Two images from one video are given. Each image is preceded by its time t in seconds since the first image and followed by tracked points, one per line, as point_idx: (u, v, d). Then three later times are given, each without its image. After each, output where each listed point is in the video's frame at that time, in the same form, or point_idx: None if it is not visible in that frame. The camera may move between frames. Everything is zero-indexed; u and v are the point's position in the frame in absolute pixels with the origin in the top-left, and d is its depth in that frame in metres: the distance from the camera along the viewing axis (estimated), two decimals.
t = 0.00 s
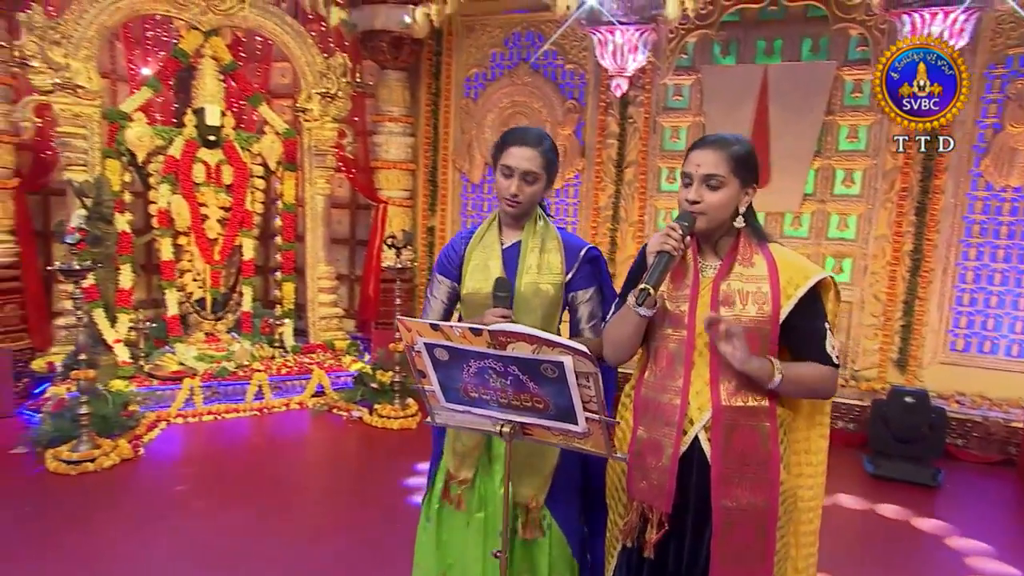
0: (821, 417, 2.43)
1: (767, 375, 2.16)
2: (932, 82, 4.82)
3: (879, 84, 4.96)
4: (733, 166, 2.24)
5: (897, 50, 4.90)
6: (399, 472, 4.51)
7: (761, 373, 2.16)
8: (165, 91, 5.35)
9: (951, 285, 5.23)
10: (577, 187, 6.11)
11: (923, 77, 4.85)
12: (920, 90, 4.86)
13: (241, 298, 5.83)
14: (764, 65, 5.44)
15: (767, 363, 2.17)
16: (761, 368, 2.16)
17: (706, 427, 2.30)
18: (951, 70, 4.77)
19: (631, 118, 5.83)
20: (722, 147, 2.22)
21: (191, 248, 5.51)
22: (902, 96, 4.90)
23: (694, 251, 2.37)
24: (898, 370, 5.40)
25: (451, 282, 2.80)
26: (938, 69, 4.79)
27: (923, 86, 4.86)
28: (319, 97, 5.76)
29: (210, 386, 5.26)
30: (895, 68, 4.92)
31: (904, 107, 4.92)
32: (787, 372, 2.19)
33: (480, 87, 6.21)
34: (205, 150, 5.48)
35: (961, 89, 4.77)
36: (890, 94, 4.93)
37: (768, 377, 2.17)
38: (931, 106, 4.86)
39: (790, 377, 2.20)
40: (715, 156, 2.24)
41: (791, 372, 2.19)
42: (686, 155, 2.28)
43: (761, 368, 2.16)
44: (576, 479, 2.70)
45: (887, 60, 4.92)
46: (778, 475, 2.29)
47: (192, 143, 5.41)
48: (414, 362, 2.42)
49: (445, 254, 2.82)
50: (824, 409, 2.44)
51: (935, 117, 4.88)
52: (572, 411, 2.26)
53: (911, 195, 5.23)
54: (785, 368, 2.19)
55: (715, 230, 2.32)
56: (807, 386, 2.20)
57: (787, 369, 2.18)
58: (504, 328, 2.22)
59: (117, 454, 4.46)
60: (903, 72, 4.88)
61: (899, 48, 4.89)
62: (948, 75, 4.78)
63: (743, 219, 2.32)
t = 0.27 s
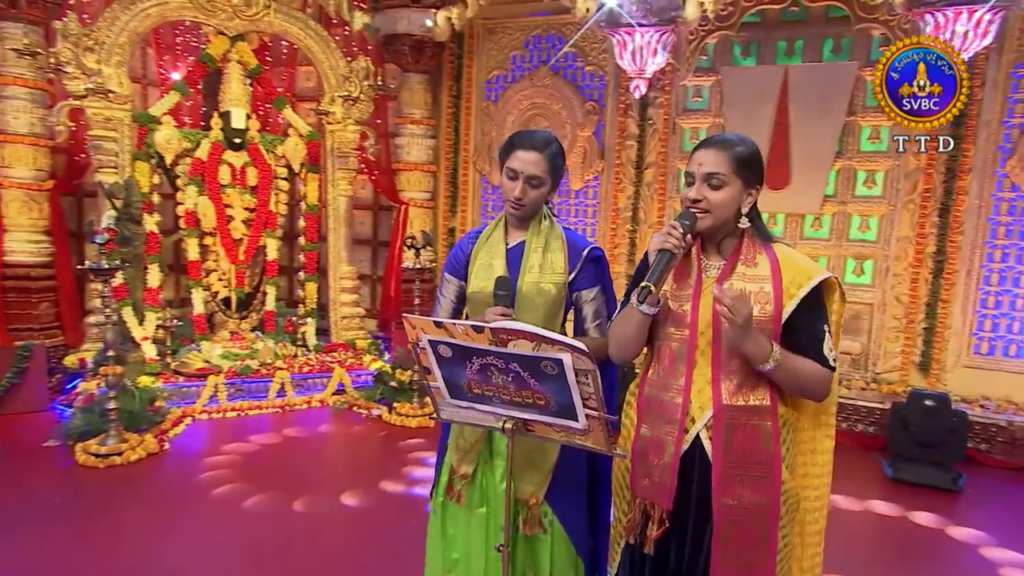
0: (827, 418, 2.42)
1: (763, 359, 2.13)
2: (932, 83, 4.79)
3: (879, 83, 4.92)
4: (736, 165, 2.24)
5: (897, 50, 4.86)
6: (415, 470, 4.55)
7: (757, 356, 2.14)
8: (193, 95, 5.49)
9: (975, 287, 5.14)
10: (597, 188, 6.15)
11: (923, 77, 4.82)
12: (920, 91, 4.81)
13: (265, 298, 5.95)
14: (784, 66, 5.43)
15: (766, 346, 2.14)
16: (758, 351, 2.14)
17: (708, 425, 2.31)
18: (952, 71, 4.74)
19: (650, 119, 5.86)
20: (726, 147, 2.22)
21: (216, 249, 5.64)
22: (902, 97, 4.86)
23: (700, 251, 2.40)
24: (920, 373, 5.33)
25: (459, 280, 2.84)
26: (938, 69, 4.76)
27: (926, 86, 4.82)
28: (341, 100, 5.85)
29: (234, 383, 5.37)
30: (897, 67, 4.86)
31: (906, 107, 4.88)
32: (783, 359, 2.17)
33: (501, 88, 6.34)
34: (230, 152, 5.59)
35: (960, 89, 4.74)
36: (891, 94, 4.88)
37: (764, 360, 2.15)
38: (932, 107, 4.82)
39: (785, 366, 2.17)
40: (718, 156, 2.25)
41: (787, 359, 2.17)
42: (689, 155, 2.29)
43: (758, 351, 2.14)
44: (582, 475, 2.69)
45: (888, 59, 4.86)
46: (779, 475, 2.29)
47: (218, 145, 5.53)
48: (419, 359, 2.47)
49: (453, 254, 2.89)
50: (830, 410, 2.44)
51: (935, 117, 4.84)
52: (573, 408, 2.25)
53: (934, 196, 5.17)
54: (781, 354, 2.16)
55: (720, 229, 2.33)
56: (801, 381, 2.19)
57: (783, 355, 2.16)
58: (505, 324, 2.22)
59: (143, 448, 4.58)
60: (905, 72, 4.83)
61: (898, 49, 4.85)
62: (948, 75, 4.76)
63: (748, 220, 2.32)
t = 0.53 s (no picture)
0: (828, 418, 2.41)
1: (758, 358, 2.15)
2: (932, 82, 4.88)
3: (880, 83, 5.00)
4: (736, 165, 2.26)
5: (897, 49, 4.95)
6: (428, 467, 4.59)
7: (751, 355, 2.16)
8: (218, 99, 5.66)
9: (994, 288, 5.09)
10: (612, 190, 6.19)
11: (923, 77, 4.90)
12: (919, 91, 4.91)
13: (285, 297, 6.07)
14: (800, 68, 5.44)
15: (761, 346, 2.16)
16: (753, 350, 2.15)
17: (707, 422, 2.32)
18: (951, 71, 4.82)
19: (666, 121, 5.90)
20: (726, 147, 2.25)
21: (238, 249, 5.77)
22: (899, 96, 4.96)
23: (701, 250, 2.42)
24: (937, 375, 5.28)
25: (464, 277, 2.94)
26: (938, 69, 4.84)
27: (926, 86, 4.90)
28: (361, 103, 5.95)
29: (255, 380, 5.48)
30: (898, 67, 4.94)
31: (906, 107, 4.96)
32: (778, 358, 2.18)
33: (518, 91, 6.45)
34: (253, 154, 5.72)
35: (960, 88, 4.79)
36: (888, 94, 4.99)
37: (759, 359, 2.16)
38: (930, 106, 4.91)
39: (781, 366, 2.19)
40: (718, 155, 2.27)
41: (783, 358, 2.18)
42: (690, 155, 2.31)
43: (753, 350, 2.15)
44: (579, 471, 2.71)
45: (889, 59, 4.94)
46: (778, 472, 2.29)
47: (241, 148, 5.67)
48: (423, 355, 2.52)
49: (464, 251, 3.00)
50: (830, 409, 2.43)
51: (935, 116, 4.92)
52: (571, 404, 2.29)
53: (951, 197, 5.13)
54: (777, 353, 2.18)
55: (720, 229, 2.34)
56: (797, 379, 2.20)
57: (779, 354, 2.17)
58: (504, 322, 2.26)
59: (166, 442, 4.70)
60: (903, 72, 4.91)
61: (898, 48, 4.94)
62: (948, 75, 4.83)
63: (748, 220, 2.33)
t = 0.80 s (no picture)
0: (826, 416, 2.37)
1: (752, 359, 2.13)
2: (931, 82, 4.90)
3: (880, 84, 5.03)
4: (732, 165, 2.23)
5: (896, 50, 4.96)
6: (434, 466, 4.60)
7: (746, 357, 2.14)
8: (237, 103, 5.84)
9: (1004, 289, 5.08)
10: (623, 191, 6.27)
11: (923, 77, 4.93)
12: (919, 91, 4.94)
13: (301, 297, 6.20)
14: (809, 70, 5.45)
15: (756, 346, 2.14)
16: (747, 352, 2.14)
17: (702, 419, 2.28)
18: (951, 72, 4.85)
19: (675, 123, 5.96)
20: (721, 147, 2.21)
21: (255, 249, 5.90)
22: (899, 97, 4.99)
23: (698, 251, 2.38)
24: (946, 376, 5.28)
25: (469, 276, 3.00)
26: (937, 69, 4.88)
27: (926, 86, 4.93)
28: (375, 107, 6.06)
29: (270, 377, 5.60)
30: (897, 68, 4.98)
31: (906, 107, 4.98)
32: (774, 359, 2.16)
33: (530, 94, 6.57)
34: (269, 157, 5.86)
35: (960, 89, 4.81)
36: (887, 95, 5.01)
37: (753, 361, 2.15)
38: (930, 107, 4.91)
39: (777, 366, 2.17)
40: (714, 156, 2.23)
41: (778, 359, 2.16)
42: (686, 156, 2.28)
43: (747, 351, 2.14)
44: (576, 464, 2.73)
45: (889, 59, 4.97)
46: (774, 470, 2.25)
47: (257, 150, 5.80)
48: (422, 351, 2.53)
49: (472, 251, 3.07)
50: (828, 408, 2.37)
51: (936, 116, 4.91)
52: (567, 400, 2.29)
53: (961, 198, 5.12)
54: (772, 354, 2.16)
55: (716, 229, 2.31)
56: (793, 378, 2.17)
57: (774, 355, 2.15)
58: (500, 319, 2.29)
59: (183, 437, 4.82)
60: (903, 72, 4.94)
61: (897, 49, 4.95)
62: (949, 75, 4.85)
63: (743, 219, 2.29)
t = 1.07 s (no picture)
0: (810, 412, 2.46)
1: (738, 357, 2.22)
2: (931, 82, 4.94)
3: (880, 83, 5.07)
4: (718, 167, 2.32)
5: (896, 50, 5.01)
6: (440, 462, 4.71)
7: (732, 354, 2.22)
8: (250, 106, 6.00)
9: (1002, 290, 5.13)
10: (626, 193, 6.35)
11: (923, 77, 4.97)
12: (918, 91, 4.97)
13: (310, 296, 6.35)
14: (810, 74, 5.53)
15: (742, 345, 2.22)
16: (733, 349, 2.22)
17: (689, 414, 2.36)
18: (951, 71, 4.87)
19: (678, 126, 6.04)
20: (707, 149, 2.30)
21: (267, 249, 6.05)
22: (899, 97, 5.04)
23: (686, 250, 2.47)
24: (945, 376, 5.34)
25: (467, 276, 3.02)
26: (937, 69, 4.91)
27: (926, 86, 4.97)
28: (383, 110, 6.19)
29: (280, 374, 5.74)
30: (898, 68, 5.03)
31: (906, 107, 5.03)
32: (760, 358, 2.25)
33: (536, 97, 6.69)
34: (281, 159, 6.00)
35: (960, 89, 4.85)
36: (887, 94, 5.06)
37: (740, 358, 2.23)
38: (930, 107, 4.95)
39: (762, 364, 2.25)
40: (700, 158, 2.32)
41: (764, 358, 2.25)
42: (674, 158, 2.37)
43: (734, 349, 2.22)
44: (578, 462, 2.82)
45: (890, 59, 5.02)
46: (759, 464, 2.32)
47: (269, 153, 5.95)
48: (417, 346, 2.63)
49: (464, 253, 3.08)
50: (812, 404, 2.47)
51: (935, 116, 4.96)
52: (554, 394, 2.37)
53: (960, 201, 5.17)
54: (758, 353, 2.24)
55: (704, 230, 2.39)
56: (777, 374, 2.25)
57: (760, 353, 2.24)
58: (491, 316, 2.37)
59: (195, 432, 4.97)
60: (903, 71, 4.98)
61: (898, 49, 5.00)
62: (949, 75, 4.89)
63: (729, 219, 2.38)
